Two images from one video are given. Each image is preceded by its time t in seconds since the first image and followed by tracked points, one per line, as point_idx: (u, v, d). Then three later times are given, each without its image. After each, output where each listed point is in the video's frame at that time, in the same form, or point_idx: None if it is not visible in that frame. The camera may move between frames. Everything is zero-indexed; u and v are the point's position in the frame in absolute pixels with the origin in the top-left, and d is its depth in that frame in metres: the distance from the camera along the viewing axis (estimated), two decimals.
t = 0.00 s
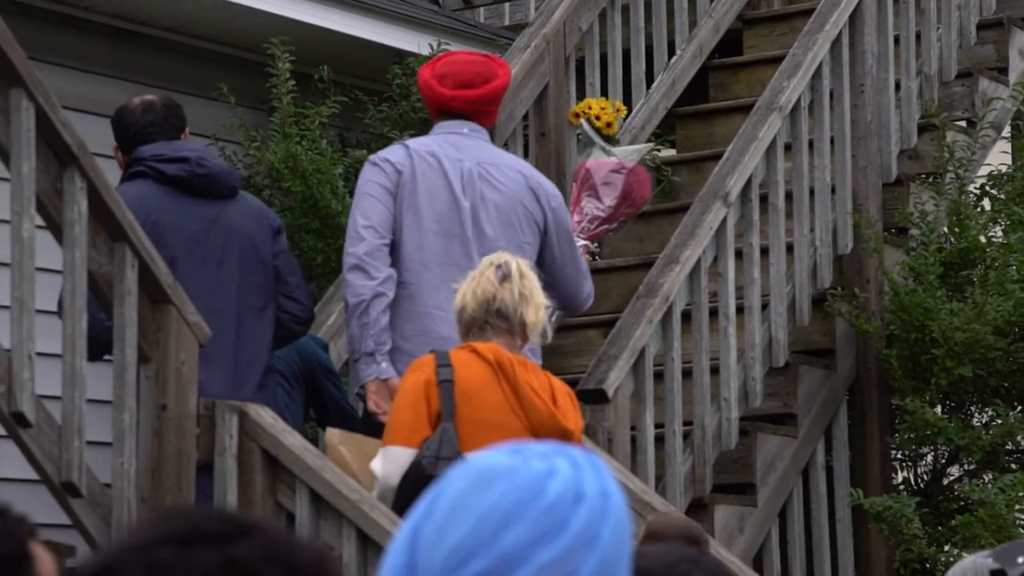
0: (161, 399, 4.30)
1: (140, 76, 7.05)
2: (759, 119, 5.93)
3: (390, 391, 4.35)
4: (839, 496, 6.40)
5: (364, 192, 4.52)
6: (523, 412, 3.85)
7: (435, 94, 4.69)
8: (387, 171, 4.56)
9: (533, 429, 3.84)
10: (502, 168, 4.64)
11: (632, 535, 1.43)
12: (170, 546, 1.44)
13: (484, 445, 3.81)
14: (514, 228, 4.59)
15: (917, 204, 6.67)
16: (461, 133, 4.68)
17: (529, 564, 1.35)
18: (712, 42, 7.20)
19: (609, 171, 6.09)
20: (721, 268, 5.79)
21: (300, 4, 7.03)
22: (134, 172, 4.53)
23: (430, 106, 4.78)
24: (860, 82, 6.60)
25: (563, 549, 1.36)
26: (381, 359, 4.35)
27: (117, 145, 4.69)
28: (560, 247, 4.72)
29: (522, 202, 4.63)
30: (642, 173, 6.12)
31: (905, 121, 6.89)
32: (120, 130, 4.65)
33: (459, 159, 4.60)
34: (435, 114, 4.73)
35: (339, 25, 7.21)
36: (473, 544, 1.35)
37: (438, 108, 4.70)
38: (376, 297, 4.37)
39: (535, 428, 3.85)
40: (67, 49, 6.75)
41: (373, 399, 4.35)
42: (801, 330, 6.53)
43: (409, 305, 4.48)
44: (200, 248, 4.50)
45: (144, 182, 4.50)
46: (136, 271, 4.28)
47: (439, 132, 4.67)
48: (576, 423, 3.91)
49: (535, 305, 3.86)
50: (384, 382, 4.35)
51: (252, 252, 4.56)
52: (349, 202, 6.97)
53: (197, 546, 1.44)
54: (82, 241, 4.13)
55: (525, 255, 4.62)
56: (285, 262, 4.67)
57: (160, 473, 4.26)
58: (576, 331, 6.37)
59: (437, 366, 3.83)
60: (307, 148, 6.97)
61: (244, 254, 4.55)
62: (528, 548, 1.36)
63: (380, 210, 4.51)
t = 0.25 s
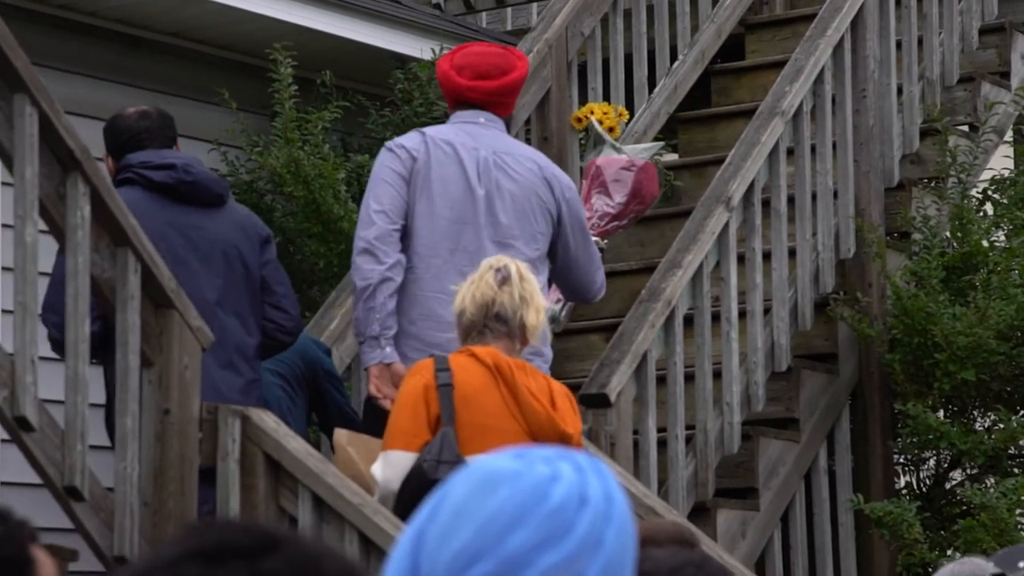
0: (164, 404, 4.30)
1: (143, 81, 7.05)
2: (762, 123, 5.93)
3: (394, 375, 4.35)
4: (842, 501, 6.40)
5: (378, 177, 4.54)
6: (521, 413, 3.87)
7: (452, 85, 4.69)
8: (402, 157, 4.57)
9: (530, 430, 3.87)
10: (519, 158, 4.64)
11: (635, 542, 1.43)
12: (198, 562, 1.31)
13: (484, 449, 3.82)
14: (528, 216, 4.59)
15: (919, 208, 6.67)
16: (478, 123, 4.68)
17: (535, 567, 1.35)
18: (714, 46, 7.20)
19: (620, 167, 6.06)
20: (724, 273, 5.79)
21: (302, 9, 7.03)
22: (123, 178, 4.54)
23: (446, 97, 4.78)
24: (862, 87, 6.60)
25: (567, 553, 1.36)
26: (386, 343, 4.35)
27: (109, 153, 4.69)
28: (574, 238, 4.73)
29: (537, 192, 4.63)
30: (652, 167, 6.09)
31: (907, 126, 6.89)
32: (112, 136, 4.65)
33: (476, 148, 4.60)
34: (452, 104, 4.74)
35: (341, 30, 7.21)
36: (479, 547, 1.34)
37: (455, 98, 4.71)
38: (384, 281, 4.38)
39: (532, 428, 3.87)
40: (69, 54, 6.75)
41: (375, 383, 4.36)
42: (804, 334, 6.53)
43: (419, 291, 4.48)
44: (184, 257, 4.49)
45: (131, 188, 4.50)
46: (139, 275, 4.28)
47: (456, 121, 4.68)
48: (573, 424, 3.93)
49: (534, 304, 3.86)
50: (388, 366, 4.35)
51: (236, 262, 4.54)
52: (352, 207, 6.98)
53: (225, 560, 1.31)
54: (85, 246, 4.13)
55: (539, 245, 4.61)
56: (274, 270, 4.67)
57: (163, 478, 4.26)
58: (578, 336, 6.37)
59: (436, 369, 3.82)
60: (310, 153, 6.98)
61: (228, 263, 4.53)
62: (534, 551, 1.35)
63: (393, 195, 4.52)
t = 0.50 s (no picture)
0: (166, 410, 4.31)
1: (145, 88, 7.07)
2: (763, 129, 5.93)
3: (398, 365, 4.42)
4: (843, 508, 6.40)
5: (388, 169, 4.60)
6: (514, 418, 3.87)
7: (464, 82, 4.76)
8: (412, 150, 4.63)
9: (525, 435, 3.88)
10: (528, 155, 4.69)
11: (637, 546, 1.46)
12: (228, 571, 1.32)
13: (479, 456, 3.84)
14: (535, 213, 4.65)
15: (921, 215, 6.68)
16: (489, 120, 4.75)
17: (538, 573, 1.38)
18: (715, 53, 7.21)
19: (621, 168, 6.17)
20: (725, 279, 5.79)
21: (303, 15, 7.04)
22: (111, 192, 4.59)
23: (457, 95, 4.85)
24: (864, 93, 6.61)
25: (570, 560, 1.39)
26: (391, 333, 4.43)
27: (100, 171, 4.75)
28: (582, 235, 4.81)
29: (545, 190, 4.69)
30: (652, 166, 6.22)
31: (909, 133, 6.89)
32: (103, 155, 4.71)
33: (485, 144, 4.65)
34: (463, 102, 4.80)
35: (343, 37, 7.22)
36: (482, 552, 1.37)
37: (466, 95, 4.78)
38: (390, 272, 4.47)
39: (527, 434, 3.88)
40: (71, 61, 6.76)
41: (380, 371, 4.41)
42: (805, 341, 6.53)
43: (424, 282, 4.56)
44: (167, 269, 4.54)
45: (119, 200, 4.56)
46: (141, 281, 4.29)
47: (467, 118, 4.74)
48: (568, 430, 3.96)
49: (529, 312, 3.85)
50: (392, 355, 4.42)
51: (220, 275, 4.59)
52: (353, 213, 6.99)
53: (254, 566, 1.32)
54: (87, 253, 4.14)
55: (546, 240, 4.68)
56: (258, 288, 4.70)
57: (165, 484, 4.27)
58: (580, 342, 6.38)
59: (431, 378, 3.83)
60: (312, 160, 6.99)
61: (212, 276, 4.59)
62: (536, 558, 1.38)
63: (401, 188, 4.59)
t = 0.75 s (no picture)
0: (167, 418, 4.32)
1: (145, 97, 7.08)
2: (764, 138, 5.94)
3: (402, 365, 4.42)
4: (843, 516, 6.40)
5: (392, 173, 4.62)
6: (509, 430, 3.91)
7: (469, 88, 4.76)
8: (415, 154, 4.65)
9: (520, 447, 3.91)
10: (533, 159, 4.71)
11: (638, 556, 1.53)
12: None
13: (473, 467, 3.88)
14: (538, 215, 4.67)
15: (921, 223, 6.68)
16: (494, 126, 4.78)
17: None
18: (716, 62, 7.22)
19: (620, 171, 6.29)
20: (725, 288, 5.80)
21: (304, 24, 7.05)
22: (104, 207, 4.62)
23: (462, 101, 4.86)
24: (864, 102, 6.61)
25: (573, 568, 1.46)
26: (395, 333, 4.43)
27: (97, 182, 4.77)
28: (587, 239, 4.83)
29: (548, 193, 4.71)
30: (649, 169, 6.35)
31: (909, 142, 6.89)
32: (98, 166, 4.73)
33: (489, 148, 4.68)
34: (468, 107, 4.82)
35: (344, 47, 7.23)
36: (486, 560, 1.44)
37: (472, 101, 4.79)
38: (393, 273, 4.48)
39: (521, 445, 3.92)
40: (72, 70, 6.77)
41: (385, 370, 4.40)
42: (806, 349, 6.54)
43: (427, 284, 4.58)
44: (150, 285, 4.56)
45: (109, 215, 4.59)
46: (142, 290, 4.30)
47: (472, 123, 4.77)
48: (563, 441, 3.98)
49: (525, 325, 3.91)
50: (396, 356, 4.42)
51: (203, 293, 4.59)
52: (354, 221, 7.00)
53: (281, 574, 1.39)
54: (88, 262, 4.15)
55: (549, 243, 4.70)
56: (240, 311, 4.67)
57: (165, 492, 4.27)
58: (580, 350, 6.38)
59: (426, 391, 3.87)
60: (312, 168, 6.99)
61: (194, 294, 4.59)
62: (539, 566, 1.45)
63: (405, 192, 4.61)
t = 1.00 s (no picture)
0: (167, 428, 4.33)
1: (145, 108, 7.08)
2: (763, 149, 5.95)
3: (405, 373, 4.41)
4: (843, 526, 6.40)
5: (391, 184, 4.64)
6: (501, 442, 3.94)
7: (468, 96, 4.78)
8: (415, 165, 4.67)
9: (512, 459, 3.94)
10: (532, 166, 4.74)
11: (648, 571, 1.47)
12: None
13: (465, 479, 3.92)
14: (539, 221, 4.70)
15: (921, 234, 6.69)
16: (492, 134, 4.80)
17: None
18: (714, 73, 7.23)
19: (615, 176, 6.14)
20: (725, 298, 5.80)
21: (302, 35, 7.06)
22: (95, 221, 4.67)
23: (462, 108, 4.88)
24: (863, 113, 6.61)
25: None
26: (397, 341, 4.43)
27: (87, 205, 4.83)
28: (589, 242, 4.86)
29: (549, 199, 4.74)
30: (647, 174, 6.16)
31: (909, 152, 6.89)
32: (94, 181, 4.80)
33: (489, 155, 4.70)
34: (467, 115, 4.84)
35: (343, 57, 7.24)
36: (489, 571, 1.39)
37: (470, 109, 4.81)
38: (394, 282, 4.49)
39: (514, 457, 3.94)
40: (72, 80, 6.78)
41: (387, 378, 4.40)
42: (805, 359, 6.54)
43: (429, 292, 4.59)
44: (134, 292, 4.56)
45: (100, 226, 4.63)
46: (141, 301, 4.30)
47: (471, 132, 4.79)
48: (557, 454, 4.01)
49: (519, 338, 3.96)
50: (399, 363, 4.41)
51: (186, 303, 4.60)
52: (354, 232, 7.00)
53: None
54: (88, 272, 4.15)
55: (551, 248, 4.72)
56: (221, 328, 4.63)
57: (165, 502, 4.28)
58: (579, 360, 6.39)
59: (418, 403, 3.92)
60: (312, 179, 7.00)
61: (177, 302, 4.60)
62: None
63: (405, 202, 4.63)
